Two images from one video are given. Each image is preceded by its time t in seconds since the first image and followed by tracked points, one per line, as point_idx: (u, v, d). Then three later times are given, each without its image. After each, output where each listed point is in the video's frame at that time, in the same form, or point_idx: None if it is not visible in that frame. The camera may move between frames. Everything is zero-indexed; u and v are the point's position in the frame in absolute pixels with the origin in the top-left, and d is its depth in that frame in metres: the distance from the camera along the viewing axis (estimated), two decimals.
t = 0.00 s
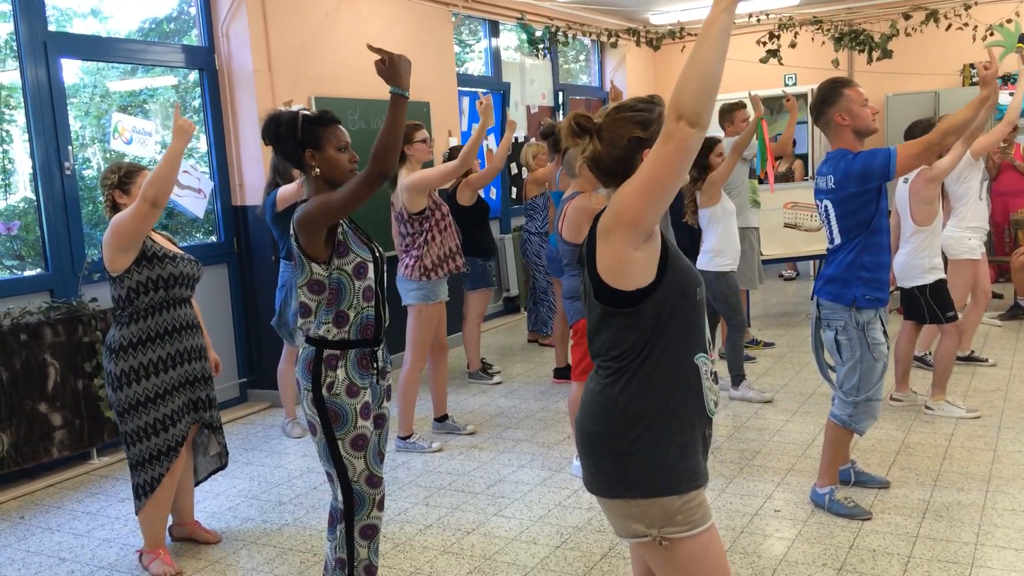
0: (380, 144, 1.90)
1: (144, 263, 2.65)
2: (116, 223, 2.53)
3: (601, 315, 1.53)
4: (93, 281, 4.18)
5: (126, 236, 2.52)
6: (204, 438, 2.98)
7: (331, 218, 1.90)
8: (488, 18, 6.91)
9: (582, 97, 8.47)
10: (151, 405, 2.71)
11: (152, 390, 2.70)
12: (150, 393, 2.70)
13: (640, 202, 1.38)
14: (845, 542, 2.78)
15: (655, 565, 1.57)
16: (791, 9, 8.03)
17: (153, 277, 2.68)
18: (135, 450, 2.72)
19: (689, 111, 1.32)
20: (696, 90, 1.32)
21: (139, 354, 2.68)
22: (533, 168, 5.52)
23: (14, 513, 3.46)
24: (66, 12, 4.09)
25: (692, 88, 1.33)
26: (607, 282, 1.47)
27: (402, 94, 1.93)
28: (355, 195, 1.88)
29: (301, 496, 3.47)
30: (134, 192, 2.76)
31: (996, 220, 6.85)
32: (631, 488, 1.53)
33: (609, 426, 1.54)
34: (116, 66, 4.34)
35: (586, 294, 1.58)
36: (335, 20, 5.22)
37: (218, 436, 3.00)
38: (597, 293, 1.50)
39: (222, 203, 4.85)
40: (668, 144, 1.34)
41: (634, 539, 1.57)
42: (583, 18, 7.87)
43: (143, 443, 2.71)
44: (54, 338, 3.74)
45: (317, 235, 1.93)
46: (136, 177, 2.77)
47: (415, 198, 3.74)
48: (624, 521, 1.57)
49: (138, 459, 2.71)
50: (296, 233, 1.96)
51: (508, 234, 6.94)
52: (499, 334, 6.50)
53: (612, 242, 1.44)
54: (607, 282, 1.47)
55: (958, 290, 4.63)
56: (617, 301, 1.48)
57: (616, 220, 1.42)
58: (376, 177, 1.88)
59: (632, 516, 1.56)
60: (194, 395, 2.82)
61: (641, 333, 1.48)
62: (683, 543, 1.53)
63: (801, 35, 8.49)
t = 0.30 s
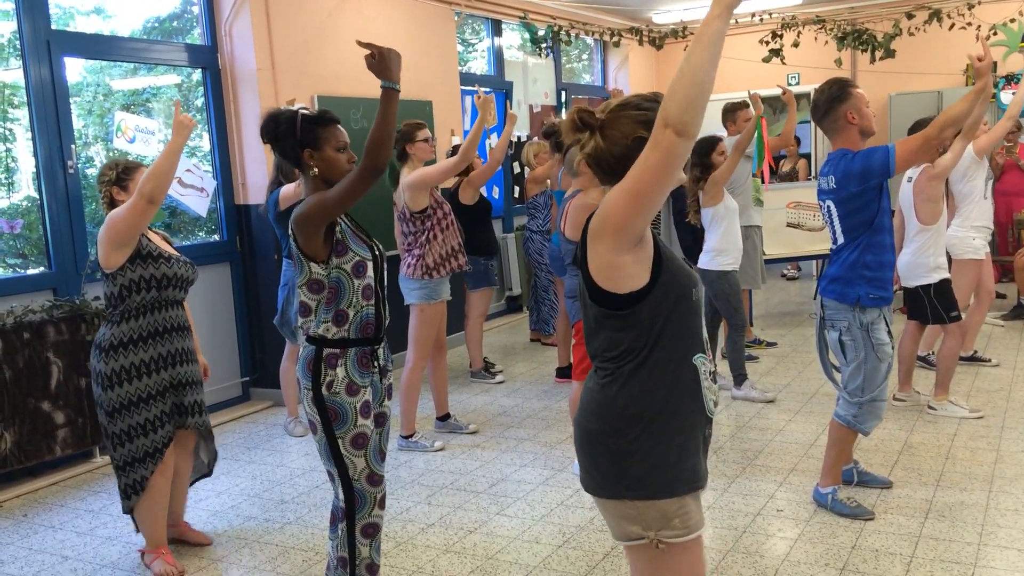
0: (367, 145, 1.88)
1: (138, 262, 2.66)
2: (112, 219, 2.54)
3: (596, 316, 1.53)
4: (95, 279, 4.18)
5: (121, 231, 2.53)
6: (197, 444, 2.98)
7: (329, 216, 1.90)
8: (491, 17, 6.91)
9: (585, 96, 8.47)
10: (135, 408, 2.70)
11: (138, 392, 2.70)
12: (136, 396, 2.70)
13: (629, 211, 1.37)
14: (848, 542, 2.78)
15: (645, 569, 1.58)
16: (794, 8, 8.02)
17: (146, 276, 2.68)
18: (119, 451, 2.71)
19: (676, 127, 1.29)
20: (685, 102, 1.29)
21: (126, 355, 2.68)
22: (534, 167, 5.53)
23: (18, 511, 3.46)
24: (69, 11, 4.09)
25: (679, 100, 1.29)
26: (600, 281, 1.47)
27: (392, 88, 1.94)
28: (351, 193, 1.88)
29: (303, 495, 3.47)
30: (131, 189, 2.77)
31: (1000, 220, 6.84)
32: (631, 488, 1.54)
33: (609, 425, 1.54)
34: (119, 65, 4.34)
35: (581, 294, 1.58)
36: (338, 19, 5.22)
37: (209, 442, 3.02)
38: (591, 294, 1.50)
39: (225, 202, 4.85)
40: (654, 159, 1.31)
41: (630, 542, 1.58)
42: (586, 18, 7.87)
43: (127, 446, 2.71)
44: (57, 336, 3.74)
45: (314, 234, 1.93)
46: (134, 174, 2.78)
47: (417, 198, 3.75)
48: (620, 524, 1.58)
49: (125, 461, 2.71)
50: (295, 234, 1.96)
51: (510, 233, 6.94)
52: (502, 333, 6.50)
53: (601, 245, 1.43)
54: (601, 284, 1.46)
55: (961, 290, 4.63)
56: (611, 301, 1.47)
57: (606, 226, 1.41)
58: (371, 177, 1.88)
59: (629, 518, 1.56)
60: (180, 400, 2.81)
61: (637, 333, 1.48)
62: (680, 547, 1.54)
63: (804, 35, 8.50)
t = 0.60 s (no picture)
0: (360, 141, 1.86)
1: (138, 260, 2.66)
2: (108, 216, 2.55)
3: (586, 316, 1.54)
4: (97, 278, 4.18)
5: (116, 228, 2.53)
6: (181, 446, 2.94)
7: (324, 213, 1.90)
8: (493, 15, 6.91)
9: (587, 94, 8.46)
10: (135, 405, 2.70)
11: (139, 389, 2.71)
12: (139, 392, 2.71)
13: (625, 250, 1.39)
14: (849, 541, 2.78)
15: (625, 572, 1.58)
16: (797, 6, 8.00)
17: (148, 273, 2.68)
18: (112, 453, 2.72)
19: (683, 249, 1.32)
20: (707, 234, 1.32)
21: (129, 351, 2.69)
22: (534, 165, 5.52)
23: (20, 509, 3.47)
24: (71, 9, 4.10)
25: (704, 227, 1.33)
26: (588, 275, 1.48)
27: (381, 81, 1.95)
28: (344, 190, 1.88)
29: (304, 493, 3.47)
30: (128, 187, 2.77)
31: (1002, 218, 6.83)
32: (615, 490, 1.53)
33: (596, 425, 1.54)
34: (120, 64, 4.34)
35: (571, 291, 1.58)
36: (340, 17, 5.22)
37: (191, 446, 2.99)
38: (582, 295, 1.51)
39: (226, 200, 4.85)
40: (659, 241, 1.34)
41: (613, 546, 1.57)
42: (588, 16, 7.86)
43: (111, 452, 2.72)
44: (59, 335, 3.75)
45: (311, 233, 1.93)
46: (131, 172, 2.78)
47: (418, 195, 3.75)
48: (604, 527, 1.57)
49: (125, 460, 2.71)
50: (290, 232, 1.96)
51: (512, 231, 6.95)
52: (503, 331, 6.50)
53: (597, 248, 1.45)
54: (589, 278, 1.48)
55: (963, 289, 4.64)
56: (599, 301, 1.49)
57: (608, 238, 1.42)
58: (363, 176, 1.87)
59: (613, 521, 1.55)
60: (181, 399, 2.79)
61: (626, 334, 1.49)
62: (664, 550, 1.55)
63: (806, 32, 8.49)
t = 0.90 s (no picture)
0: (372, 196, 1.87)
1: (137, 261, 2.67)
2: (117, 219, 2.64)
3: (586, 322, 1.53)
4: (99, 276, 4.19)
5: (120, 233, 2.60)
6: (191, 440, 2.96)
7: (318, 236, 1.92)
8: (494, 13, 6.91)
9: (588, 92, 8.46)
10: (142, 403, 2.71)
11: (143, 387, 2.71)
12: (146, 389, 2.72)
13: (628, 330, 1.42)
14: (851, 539, 2.78)
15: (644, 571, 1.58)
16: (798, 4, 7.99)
17: (149, 273, 2.69)
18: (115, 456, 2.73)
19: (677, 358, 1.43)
20: (693, 380, 1.43)
21: (128, 351, 2.68)
22: (532, 164, 5.52)
23: (21, 507, 3.47)
24: (73, 7, 4.10)
25: (695, 369, 1.43)
26: (590, 287, 1.49)
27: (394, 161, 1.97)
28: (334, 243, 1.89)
29: (306, 491, 3.47)
30: (131, 185, 2.78)
31: (1004, 216, 6.82)
32: (629, 491, 1.53)
33: (606, 426, 1.53)
34: (122, 62, 4.34)
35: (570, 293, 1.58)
36: (341, 15, 5.22)
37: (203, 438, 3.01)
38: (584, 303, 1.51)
39: (227, 198, 4.85)
40: (653, 367, 1.41)
41: (632, 548, 1.57)
42: (589, 13, 7.85)
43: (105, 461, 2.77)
44: (60, 332, 3.75)
45: (307, 240, 1.94)
46: (133, 171, 2.78)
47: (420, 193, 3.75)
48: (623, 530, 1.56)
49: (133, 454, 2.71)
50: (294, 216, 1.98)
51: (513, 230, 6.94)
52: (505, 329, 6.50)
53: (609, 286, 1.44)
54: (591, 293, 1.49)
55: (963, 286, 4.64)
56: (597, 317, 1.50)
57: (620, 294, 1.42)
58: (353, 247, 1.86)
59: (631, 523, 1.55)
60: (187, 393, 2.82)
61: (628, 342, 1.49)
62: (683, 546, 1.56)
63: (808, 30, 8.49)
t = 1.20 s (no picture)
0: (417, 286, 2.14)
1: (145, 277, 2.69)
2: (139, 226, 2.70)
3: (607, 318, 1.53)
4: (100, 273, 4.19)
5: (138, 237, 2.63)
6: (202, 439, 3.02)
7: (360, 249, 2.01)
8: (495, 10, 6.90)
9: (589, 89, 8.45)
10: (162, 408, 2.77)
11: (159, 396, 2.76)
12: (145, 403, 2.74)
13: (673, 309, 1.41)
14: (852, 535, 2.78)
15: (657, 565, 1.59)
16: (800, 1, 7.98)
17: (152, 286, 2.71)
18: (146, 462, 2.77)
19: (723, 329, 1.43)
20: (745, 337, 1.44)
21: (132, 366, 2.71)
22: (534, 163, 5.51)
23: (23, 504, 3.47)
24: (73, 4, 4.10)
25: (742, 328, 1.45)
26: (620, 284, 1.47)
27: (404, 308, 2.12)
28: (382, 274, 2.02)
29: (307, 488, 3.48)
30: (140, 190, 2.76)
31: (1006, 213, 6.81)
32: (646, 484, 1.54)
33: (623, 422, 1.53)
34: (123, 59, 4.34)
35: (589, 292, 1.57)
36: (342, 12, 5.21)
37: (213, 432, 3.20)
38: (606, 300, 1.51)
39: (228, 195, 4.85)
40: (709, 332, 1.40)
41: (644, 540, 1.58)
42: (590, 10, 7.84)
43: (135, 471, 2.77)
44: (62, 330, 3.75)
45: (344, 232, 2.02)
46: (141, 176, 2.78)
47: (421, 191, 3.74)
48: (637, 523, 1.57)
49: (168, 454, 2.80)
50: (331, 207, 2.04)
51: (514, 227, 6.94)
52: (506, 327, 6.50)
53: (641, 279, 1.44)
54: (623, 289, 1.47)
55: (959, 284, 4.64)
56: (630, 312, 1.48)
57: (658, 278, 1.41)
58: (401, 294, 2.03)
59: (648, 516, 1.56)
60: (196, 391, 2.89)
61: (650, 338, 1.49)
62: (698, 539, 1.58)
63: (809, 27, 8.48)
